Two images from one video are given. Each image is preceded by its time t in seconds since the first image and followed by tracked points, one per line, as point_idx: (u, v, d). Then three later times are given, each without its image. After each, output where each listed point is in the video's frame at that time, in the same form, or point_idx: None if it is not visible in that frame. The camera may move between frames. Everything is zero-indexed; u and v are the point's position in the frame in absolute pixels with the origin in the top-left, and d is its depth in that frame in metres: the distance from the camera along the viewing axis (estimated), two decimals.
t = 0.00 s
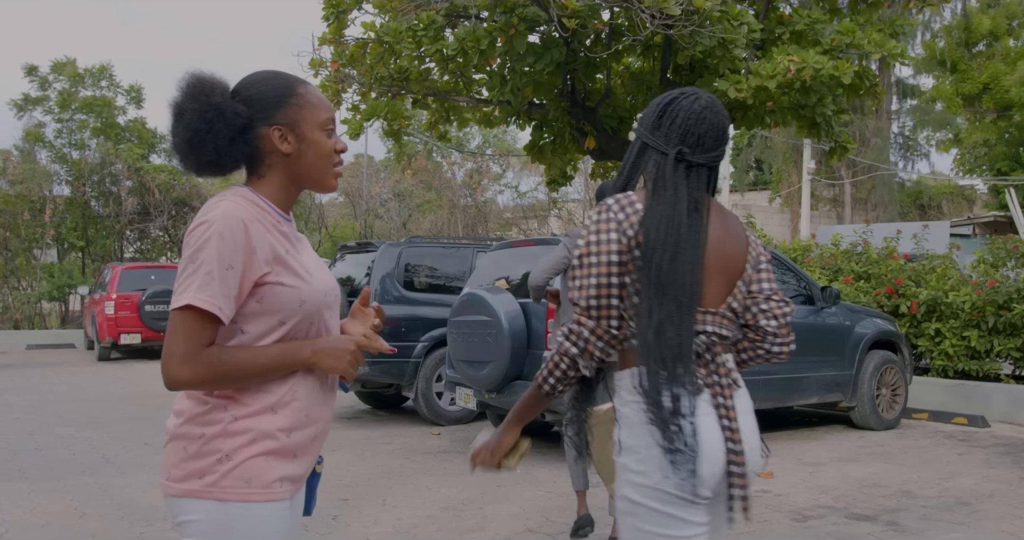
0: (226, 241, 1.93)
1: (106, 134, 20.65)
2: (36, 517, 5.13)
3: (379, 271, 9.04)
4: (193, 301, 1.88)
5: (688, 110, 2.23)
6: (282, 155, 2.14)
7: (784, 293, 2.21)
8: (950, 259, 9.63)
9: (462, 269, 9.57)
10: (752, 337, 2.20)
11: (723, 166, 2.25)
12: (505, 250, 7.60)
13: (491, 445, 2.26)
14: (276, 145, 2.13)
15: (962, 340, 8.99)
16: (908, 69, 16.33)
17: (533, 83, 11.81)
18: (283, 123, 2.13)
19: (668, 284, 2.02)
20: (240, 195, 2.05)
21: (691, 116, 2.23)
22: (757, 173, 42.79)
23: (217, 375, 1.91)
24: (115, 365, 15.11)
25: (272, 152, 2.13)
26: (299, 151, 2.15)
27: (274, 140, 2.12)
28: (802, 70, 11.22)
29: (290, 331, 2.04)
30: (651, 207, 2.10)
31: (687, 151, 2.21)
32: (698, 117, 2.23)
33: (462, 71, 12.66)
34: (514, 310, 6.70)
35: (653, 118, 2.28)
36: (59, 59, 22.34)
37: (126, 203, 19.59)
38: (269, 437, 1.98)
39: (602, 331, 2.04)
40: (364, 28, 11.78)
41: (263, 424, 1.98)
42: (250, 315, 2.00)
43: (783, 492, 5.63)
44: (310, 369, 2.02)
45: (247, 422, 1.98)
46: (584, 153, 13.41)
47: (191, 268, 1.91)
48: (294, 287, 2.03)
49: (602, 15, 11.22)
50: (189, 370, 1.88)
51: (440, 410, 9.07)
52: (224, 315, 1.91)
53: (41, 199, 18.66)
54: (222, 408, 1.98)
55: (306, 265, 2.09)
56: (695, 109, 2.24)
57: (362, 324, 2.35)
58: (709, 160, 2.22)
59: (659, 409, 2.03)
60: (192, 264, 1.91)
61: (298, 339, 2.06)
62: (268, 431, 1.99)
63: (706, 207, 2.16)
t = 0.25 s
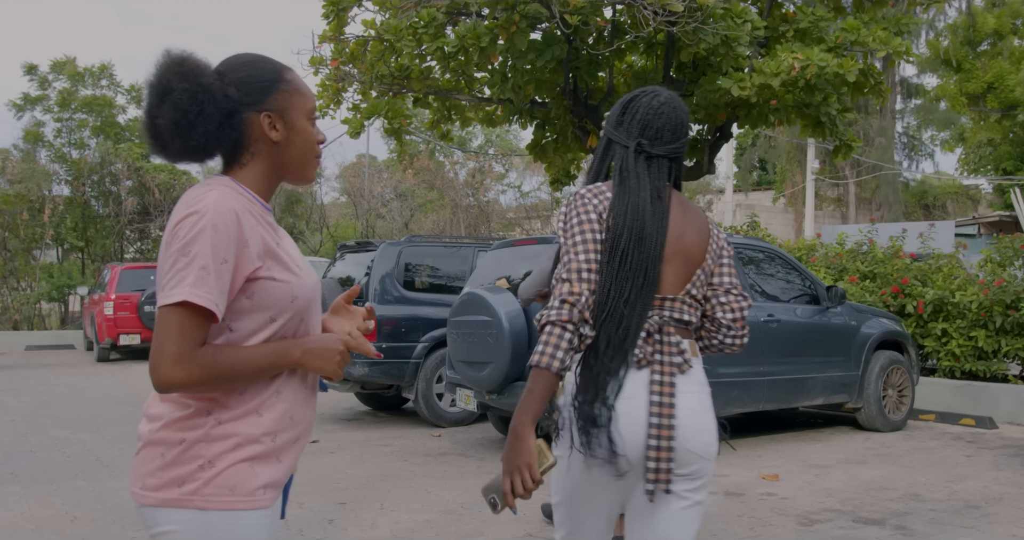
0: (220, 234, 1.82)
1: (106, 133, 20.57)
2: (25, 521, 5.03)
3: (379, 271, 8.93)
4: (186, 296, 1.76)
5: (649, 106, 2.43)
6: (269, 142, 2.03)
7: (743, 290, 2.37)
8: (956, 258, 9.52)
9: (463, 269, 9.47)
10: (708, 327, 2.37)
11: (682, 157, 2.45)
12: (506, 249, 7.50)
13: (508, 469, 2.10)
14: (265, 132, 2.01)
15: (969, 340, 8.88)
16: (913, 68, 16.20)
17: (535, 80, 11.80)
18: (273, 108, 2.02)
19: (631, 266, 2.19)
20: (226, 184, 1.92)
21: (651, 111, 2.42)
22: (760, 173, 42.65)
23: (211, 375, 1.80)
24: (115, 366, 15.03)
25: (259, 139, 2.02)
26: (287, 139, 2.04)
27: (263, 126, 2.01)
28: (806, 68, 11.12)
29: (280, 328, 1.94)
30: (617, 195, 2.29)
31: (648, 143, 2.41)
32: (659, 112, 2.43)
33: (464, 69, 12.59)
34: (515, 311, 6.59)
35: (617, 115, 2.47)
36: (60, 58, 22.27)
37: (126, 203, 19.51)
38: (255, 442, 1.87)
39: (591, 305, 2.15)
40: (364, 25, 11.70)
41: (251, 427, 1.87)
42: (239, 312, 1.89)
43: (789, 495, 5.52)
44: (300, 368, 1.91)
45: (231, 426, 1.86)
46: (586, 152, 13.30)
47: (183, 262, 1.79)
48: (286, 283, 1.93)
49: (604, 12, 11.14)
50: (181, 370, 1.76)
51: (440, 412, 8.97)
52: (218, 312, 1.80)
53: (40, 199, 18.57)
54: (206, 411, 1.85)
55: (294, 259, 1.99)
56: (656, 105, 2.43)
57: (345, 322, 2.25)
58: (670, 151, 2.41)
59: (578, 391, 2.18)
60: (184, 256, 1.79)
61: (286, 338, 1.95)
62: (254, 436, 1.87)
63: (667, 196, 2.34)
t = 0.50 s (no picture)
0: (202, 232, 1.71)
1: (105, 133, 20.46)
2: (13, 526, 4.92)
3: (377, 271, 8.82)
4: (167, 299, 1.64)
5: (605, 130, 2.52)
6: (246, 132, 1.93)
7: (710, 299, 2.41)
8: (961, 257, 9.40)
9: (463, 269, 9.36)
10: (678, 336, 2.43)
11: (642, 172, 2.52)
12: (504, 248, 7.40)
13: (495, 462, 2.08)
14: (244, 122, 1.91)
15: (975, 340, 8.76)
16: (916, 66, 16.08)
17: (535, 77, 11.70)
18: (251, 98, 1.91)
19: (592, 287, 2.28)
20: (204, 178, 1.81)
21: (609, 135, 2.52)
22: (763, 172, 42.51)
23: (192, 384, 1.69)
24: (113, 366, 14.92)
25: (236, 129, 1.91)
26: (263, 131, 1.95)
27: (242, 116, 1.90)
28: (809, 65, 11.00)
29: (258, 333, 1.83)
30: (574, 223, 2.38)
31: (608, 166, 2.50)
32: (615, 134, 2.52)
33: (464, 66, 12.52)
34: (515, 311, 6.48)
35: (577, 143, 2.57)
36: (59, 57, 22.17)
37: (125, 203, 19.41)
38: (230, 453, 1.77)
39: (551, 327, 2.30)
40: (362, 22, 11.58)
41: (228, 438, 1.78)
42: (217, 316, 1.77)
43: (794, 498, 5.41)
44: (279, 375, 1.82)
45: (206, 438, 1.76)
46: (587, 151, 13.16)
47: (164, 262, 1.67)
48: (265, 286, 1.83)
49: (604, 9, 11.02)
50: (162, 378, 1.64)
51: (439, 413, 8.86)
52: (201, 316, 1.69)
53: (38, 198, 18.46)
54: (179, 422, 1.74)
55: (270, 259, 1.89)
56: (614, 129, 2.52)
57: (313, 325, 2.15)
58: (625, 170, 2.49)
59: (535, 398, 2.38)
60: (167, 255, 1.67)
61: (263, 342, 1.85)
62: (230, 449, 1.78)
63: (625, 214, 2.41)
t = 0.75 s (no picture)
0: (184, 238, 1.60)
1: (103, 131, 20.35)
2: None
3: (374, 270, 8.72)
4: (149, 312, 1.53)
5: (572, 123, 2.80)
6: (224, 127, 1.82)
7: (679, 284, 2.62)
8: (965, 256, 9.31)
9: (461, 268, 9.26)
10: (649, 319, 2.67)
11: (613, 157, 2.78)
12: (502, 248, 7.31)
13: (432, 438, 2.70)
14: (227, 117, 1.80)
15: (979, 339, 8.67)
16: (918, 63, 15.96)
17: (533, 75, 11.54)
18: (235, 93, 1.82)
19: (558, 271, 2.53)
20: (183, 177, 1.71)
21: (577, 127, 2.79)
22: (763, 170, 42.42)
23: (170, 400, 1.58)
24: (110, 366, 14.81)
25: (216, 124, 1.80)
26: (242, 127, 1.85)
27: (225, 110, 1.80)
28: (810, 62, 10.86)
29: (234, 343, 1.72)
30: (543, 212, 2.66)
31: (577, 156, 2.77)
32: (580, 125, 2.79)
33: (462, 63, 12.43)
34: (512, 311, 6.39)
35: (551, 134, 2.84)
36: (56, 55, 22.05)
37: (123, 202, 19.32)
38: (202, 469, 1.67)
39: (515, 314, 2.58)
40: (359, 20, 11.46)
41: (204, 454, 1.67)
42: (192, 327, 1.66)
43: (797, 502, 5.32)
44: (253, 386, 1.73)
45: (177, 454, 1.65)
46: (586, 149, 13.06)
47: (143, 271, 1.55)
48: (244, 294, 1.73)
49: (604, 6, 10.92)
50: (140, 397, 1.52)
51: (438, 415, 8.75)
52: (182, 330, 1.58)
53: (35, 197, 18.35)
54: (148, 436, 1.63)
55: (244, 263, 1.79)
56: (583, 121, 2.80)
57: (279, 332, 2.04)
58: (595, 158, 2.76)
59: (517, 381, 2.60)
60: (152, 265, 1.55)
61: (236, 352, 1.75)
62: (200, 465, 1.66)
63: (593, 202, 2.68)
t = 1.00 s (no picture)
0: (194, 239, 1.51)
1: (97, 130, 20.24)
2: None
3: (369, 269, 8.61)
4: (164, 316, 1.44)
5: (561, 132, 2.97)
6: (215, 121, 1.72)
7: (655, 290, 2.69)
8: (967, 254, 9.20)
9: (457, 267, 9.14)
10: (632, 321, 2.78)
11: (599, 164, 2.94)
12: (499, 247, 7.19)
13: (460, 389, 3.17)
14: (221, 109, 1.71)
15: (982, 338, 8.56)
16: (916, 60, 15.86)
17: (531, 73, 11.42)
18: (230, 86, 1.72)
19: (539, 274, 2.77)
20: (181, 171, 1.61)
21: (566, 133, 2.97)
22: (760, 169, 42.33)
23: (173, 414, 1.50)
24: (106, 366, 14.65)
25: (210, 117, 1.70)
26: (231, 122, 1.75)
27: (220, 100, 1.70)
28: (810, 58, 10.72)
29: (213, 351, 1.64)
30: (527, 218, 2.88)
31: (566, 162, 2.94)
32: (568, 132, 2.96)
33: (459, 61, 12.35)
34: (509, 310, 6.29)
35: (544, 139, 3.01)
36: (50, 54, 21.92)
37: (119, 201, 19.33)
38: (167, 490, 1.60)
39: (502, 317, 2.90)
40: (354, 16, 11.35)
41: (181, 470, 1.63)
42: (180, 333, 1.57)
43: (800, 505, 5.21)
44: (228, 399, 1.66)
45: (147, 473, 1.57)
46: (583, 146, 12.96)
47: (158, 270, 1.45)
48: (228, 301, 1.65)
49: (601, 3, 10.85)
50: (154, 409, 1.45)
51: (433, 415, 8.59)
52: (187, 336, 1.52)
53: (28, 196, 18.22)
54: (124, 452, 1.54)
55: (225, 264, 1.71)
56: (570, 128, 2.96)
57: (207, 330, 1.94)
58: (582, 163, 2.93)
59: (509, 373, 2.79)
60: (168, 264, 1.46)
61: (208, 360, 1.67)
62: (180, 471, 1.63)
63: (577, 206, 2.85)
